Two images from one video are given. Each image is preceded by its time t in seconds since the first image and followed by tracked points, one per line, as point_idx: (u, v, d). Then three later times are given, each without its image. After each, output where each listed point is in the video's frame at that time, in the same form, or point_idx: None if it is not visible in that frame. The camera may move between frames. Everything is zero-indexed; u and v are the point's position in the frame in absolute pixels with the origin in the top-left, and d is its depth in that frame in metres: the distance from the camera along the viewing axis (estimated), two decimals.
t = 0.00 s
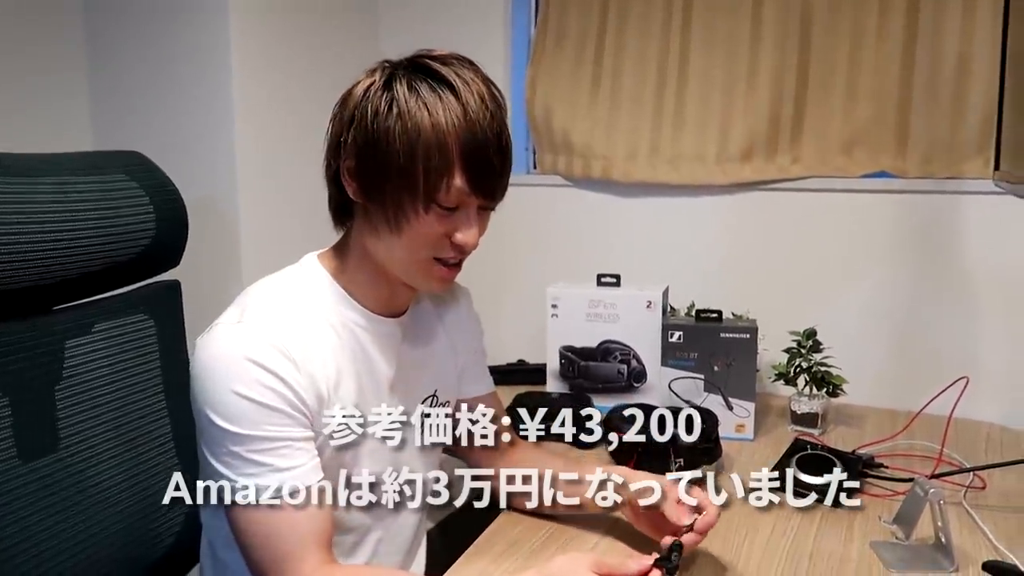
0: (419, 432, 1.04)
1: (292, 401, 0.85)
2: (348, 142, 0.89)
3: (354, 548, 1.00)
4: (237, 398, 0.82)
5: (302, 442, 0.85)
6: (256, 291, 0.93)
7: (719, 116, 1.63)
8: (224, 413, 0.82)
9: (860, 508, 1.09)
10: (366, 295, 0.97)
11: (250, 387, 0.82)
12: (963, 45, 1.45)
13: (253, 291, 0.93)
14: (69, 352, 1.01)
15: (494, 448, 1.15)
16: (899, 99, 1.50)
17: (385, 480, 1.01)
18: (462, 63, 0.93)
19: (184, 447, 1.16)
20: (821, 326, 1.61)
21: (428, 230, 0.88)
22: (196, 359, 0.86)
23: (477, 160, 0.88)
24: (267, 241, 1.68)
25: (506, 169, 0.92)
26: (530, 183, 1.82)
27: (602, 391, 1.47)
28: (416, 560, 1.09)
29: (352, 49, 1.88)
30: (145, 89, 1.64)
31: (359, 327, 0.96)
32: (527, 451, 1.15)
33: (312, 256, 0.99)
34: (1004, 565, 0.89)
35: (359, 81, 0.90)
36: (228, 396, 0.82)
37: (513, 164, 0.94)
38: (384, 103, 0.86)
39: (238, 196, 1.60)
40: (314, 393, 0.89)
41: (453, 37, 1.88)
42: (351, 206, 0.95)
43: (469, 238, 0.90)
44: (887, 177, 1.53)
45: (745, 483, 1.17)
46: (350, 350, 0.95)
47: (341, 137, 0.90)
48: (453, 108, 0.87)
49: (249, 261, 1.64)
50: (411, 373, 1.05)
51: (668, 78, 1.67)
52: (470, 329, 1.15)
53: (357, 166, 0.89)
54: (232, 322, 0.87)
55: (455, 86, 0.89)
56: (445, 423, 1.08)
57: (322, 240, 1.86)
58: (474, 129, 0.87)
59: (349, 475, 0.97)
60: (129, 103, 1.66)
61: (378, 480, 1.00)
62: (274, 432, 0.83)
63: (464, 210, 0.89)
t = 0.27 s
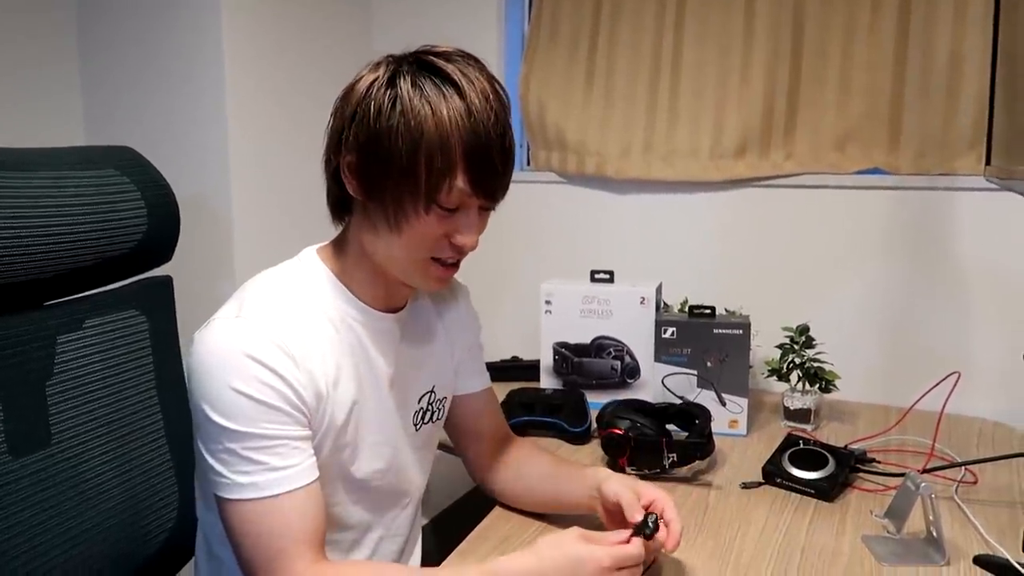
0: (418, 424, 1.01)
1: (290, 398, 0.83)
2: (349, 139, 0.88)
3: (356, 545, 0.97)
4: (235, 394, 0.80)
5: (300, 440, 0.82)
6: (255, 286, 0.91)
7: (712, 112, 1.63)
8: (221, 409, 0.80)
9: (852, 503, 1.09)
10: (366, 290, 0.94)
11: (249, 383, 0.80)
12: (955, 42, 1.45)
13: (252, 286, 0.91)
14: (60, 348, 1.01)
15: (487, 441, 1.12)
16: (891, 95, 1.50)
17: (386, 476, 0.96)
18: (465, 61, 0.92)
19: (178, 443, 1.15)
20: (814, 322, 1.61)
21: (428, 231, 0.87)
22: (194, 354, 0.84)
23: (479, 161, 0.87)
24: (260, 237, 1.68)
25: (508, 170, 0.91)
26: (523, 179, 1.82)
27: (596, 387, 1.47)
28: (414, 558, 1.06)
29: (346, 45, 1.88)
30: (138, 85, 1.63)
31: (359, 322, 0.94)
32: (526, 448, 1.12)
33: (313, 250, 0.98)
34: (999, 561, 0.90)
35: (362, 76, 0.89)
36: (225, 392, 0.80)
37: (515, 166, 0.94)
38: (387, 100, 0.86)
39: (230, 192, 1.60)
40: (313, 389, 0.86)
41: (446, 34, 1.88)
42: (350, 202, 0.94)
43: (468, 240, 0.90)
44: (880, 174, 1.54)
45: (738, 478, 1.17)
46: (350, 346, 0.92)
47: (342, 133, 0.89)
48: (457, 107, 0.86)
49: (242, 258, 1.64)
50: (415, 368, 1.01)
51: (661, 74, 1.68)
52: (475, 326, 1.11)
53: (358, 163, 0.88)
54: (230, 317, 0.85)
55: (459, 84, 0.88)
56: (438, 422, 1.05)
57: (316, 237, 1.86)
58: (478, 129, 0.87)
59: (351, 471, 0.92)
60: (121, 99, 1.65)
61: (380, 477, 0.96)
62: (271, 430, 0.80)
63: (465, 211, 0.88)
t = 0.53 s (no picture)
0: (411, 418, 1.01)
1: (283, 395, 0.82)
2: (344, 135, 0.88)
3: (349, 538, 0.97)
4: (227, 391, 0.79)
5: (293, 437, 0.82)
6: (247, 281, 0.90)
7: (708, 105, 1.63)
8: (213, 406, 0.80)
9: (846, 495, 1.10)
10: (360, 287, 0.94)
11: (241, 380, 0.80)
12: (951, 35, 1.45)
13: (245, 281, 0.91)
14: (55, 343, 1.01)
15: (483, 433, 1.13)
16: (886, 88, 1.50)
17: (377, 471, 0.97)
18: (461, 57, 0.92)
19: (172, 438, 1.15)
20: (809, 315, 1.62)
21: (423, 229, 0.88)
22: (185, 349, 0.83)
23: (475, 160, 0.87)
24: (254, 231, 1.68)
25: (503, 168, 0.91)
26: (519, 173, 1.82)
27: (592, 381, 1.47)
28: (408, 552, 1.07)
29: (341, 39, 1.87)
30: (132, 78, 1.63)
31: (351, 318, 0.94)
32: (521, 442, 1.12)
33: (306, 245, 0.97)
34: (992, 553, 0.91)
35: (358, 72, 0.89)
36: (217, 389, 0.79)
37: (510, 163, 0.93)
38: (383, 97, 0.85)
39: (225, 186, 1.60)
40: (306, 386, 0.86)
41: (442, 27, 1.88)
42: (344, 198, 0.94)
43: (462, 239, 0.90)
44: (875, 167, 1.54)
45: (732, 471, 1.18)
46: (342, 343, 0.92)
47: (337, 129, 0.89)
48: (453, 105, 0.86)
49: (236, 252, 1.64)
50: (408, 363, 1.01)
51: (657, 67, 1.68)
52: (469, 320, 1.11)
53: (352, 159, 0.88)
54: (222, 312, 0.85)
55: (455, 82, 0.87)
56: (431, 417, 1.05)
57: (311, 231, 1.86)
58: (474, 127, 0.87)
59: (344, 465, 0.93)
60: (115, 92, 1.65)
61: (372, 472, 0.96)
62: (263, 426, 0.80)
63: (459, 209, 0.88)
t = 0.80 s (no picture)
0: (404, 416, 1.01)
1: (276, 393, 0.82)
2: (336, 134, 0.88)
3: (342, 535, 0.97)
4: (219, 389, 0.79)
5: (286, 435, 0.82)
6: (240, 280, 0.90)
7: (703, 104, 1.64)
8: (205, 404, 0.80)
9: (839, 492, 1.10)
10: (351, 286, 0.95)
11: (233, 378, 0.80)
12: (944, 35, 1.46)
13: (237, 279, 0.91)
14: (49, 342, 1.01)
15: (477, 432, 1.13)
16: (880, 88, 1.51)
17: (371, 469, 0.97)
18: (453, 57, 0.92)
19: (168, 436, 1.16)
20: (804, 313, 1.62)
21: (415, 228, 0.88)
22: (178, 348, 0.83)
23: (466, 160, 0.87)
24: (250, 230, 1.68)
25: (495, 167, 0.92)
26: (515, 172, 1.82)
27: (587, 379, 1.48)
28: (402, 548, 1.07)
29: (337, 38, 1.87)
30: (128, 78, 1.63)
31: (343, 316, 0.94)
32: (514, 440, 1.12)
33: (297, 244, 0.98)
34: (982, 547, 0.91)
35: (350, 71, 0.89)
36: (210, 387, 0.80)
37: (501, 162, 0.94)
38: (374, 97, 0.85)
39: (220, 186, 1.60)
40: (299, 384, 0.86)
41: (437, 26, 1.88)
42: (336, 196, 0.94)
43: (453, 238, 0.90)
44: (869, 166, 1.54)
45: (726, 468, 1.18)
46: (334, 341, 0.92)
47: (328, 129, 0.89)
48: (445, 105, 0.86)
49: (232, 251, 1.64)
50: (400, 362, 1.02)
51: (652, 66, 1.68)
52: (462, 317, 1.12)
53: (344, 159, 0.88)
54: (215, 310, 0.85)
55: (446, 82, 0.88)
56: (424, 414, 1.06)
57: (307, 230, 1.86)
58: (466, 127, 0.87)
59: (336, 463, 0.93)
60: (111, 92, 1.65)
61: (364, 470, 0.96)
62: (256, 424, 0.80)
63: (451, 209, 0.89)
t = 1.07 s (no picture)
0: (396, 415, 1.01)
1: (267, 392, 0.82)
2: (328, 130, 0.87)
3: (334, 535, 0.97)
4: (210, 388, 0.79)
5: (277, 434, 0.81)
6: (231, 278, 0.90)
7: (699, 104, 1.63)
8: (195, 403, 0.79)
9: (835, 491, 1.10)
10: (343, 284, 0.94)
11: (224, 377, 0.79)
12: (940, 33, 1.45)
13: (228, 277, 0.90)
14: (41, 341, 1.00)
15: (470, 431, 1.12)
16: (876, 87, 1.50)
17: (364, 468, 0.96)
18: (447, 53, 0.91)
19: (161, 435, 1.15)
20: (799, 312, 1.62)
21: (408, 224, 0.88)
22: (169, 346, 0.83)
23: (460, 156, 0.87)
24: (244, 230, 1.67)
25: (489, 164, 0.91)
26: (510, 171, 1.81)
27: (583, 379, 1.47)
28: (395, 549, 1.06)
29: (332, 37, 1.87)
30: (121, 77, 1.62)
31: (336, 314, 0.93)
32: (508, 439, 1.12)
33: (289, 241, 0.97)
34: (983, 548, 0.91)
35: (343, 68, 0.88)
36: (200, 386, 0.79)
37: (495, 158, 0.93)
38: (368, 93, 0.85)
39: (214, 185, 1.59)
40: (290, 382, 0.86)
41: (432, 26, 1.87)
42: (328, 193, 0.94)
43: (446, 234, 0.90)
44: (865, 165, 1.54)
45: (722, 468, 1.17)
46: (326, 339, 0.92)
47: (321, 125, 0.88)
48: (439, 101, 0.85)
49: (226, 251, 1.63)
50: (393, 360, 1.01)
51: (647, 66, 1.68)
52: (455, 315, 1.11)
53: (337, 155, 0.87)
54: (206, 309, 0.84)
55: (440, 78, 0.87)
56: (417, 413, 1.05)
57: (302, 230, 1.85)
58: (460, 123, 0.86)
59: (329, 462, 0.92)
60: (104, 91, 1.64)
61: (356, 469, 0.96)
62: (247, 423, 0.79)
63: (444, 205, 0.88)
